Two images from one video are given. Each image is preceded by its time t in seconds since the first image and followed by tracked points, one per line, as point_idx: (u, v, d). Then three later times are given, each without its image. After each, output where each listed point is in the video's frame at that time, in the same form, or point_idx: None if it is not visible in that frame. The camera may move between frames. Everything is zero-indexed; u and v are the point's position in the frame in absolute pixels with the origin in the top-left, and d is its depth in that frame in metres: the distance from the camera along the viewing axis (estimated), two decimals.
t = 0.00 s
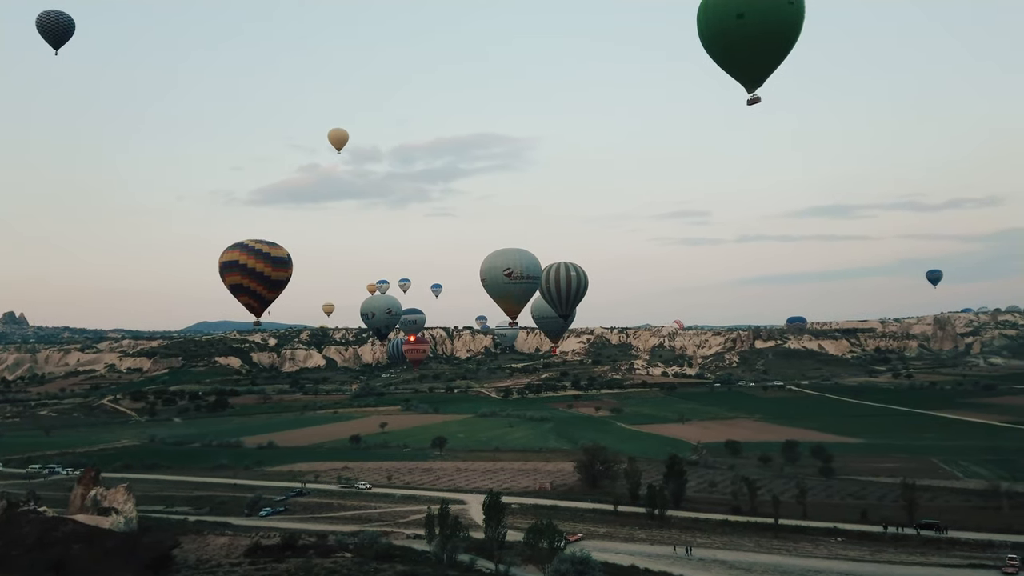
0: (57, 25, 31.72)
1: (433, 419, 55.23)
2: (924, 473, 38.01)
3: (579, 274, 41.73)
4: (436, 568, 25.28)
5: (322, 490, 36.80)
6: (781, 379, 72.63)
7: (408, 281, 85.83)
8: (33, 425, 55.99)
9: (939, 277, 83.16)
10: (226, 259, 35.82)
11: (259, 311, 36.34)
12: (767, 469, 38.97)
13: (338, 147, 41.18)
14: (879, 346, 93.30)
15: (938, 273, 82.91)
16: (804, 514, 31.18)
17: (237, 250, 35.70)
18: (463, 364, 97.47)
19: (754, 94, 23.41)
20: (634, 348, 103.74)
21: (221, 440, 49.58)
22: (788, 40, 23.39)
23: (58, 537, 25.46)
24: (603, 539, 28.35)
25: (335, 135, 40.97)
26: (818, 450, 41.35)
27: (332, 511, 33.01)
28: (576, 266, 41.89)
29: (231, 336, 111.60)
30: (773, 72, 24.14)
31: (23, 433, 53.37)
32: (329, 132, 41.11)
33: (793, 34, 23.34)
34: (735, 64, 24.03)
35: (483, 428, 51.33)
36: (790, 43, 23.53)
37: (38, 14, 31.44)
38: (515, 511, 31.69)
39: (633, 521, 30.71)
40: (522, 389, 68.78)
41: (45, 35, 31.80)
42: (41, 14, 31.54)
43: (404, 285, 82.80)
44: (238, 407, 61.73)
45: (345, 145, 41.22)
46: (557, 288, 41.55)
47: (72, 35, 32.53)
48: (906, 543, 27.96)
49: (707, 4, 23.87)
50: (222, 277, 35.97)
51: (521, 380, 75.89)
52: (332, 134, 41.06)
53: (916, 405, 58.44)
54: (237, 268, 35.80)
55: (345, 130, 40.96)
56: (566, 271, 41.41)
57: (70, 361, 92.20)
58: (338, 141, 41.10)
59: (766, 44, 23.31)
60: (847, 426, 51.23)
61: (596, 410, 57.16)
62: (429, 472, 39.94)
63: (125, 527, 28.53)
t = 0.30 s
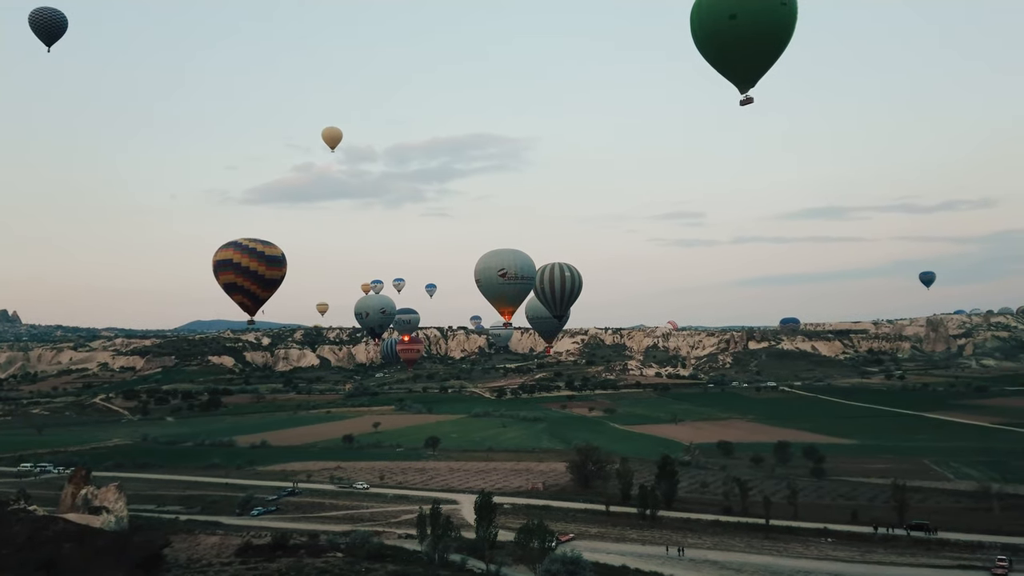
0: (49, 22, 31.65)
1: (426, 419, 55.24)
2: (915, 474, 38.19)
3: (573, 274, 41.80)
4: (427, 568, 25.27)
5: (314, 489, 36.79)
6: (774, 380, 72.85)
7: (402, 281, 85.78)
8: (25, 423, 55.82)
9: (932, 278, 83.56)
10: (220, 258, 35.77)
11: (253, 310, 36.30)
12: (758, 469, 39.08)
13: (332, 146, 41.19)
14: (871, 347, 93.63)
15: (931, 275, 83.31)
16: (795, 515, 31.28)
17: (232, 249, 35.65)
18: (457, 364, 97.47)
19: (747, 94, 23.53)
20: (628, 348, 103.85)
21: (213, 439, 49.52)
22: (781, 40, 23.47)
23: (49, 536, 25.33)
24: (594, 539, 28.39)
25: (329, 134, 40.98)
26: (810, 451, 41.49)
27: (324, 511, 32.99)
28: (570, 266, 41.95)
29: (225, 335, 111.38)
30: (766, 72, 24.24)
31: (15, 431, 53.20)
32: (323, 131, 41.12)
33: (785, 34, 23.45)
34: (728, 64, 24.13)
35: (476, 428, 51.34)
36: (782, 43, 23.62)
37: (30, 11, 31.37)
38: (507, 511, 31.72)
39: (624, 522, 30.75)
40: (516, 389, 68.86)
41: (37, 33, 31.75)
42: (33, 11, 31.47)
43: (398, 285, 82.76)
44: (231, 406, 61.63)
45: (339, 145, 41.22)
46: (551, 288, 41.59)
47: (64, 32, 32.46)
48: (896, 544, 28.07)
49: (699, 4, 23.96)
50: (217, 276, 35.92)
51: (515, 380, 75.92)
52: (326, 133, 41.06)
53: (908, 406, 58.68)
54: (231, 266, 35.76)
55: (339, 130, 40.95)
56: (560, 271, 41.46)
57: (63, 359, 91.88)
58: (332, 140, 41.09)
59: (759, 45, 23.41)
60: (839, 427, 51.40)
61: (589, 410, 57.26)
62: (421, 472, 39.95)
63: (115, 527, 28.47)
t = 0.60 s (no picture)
0: (43, 19, 31.54)
1: (420, 420, 55.22)
2: (908, 477, 38.30)
3: (568, 275, 41.81)
4: (419, 568, 25.26)
5: (306, 489, 36.75)
6: (768, 382, 72.98)
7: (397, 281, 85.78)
8: (17, 422, 55.65)
9: (926, 281, 83.81)
10: (215, 257, 35.71)
11: (248, 309, 36.27)
12: (751, 471, 39.16)
13: (327, 145, 41.13)
14: (865, 349, 93.85)
15: (925, 277, 83.56)
16: (787, 517, 31.36)
17: (227, 248, 35.60)
18: (452, 364, 97.43)
19: (741, 96, 23.58)
20: (623, 349, 103.92)
21: (207, 439, 49.44)
22: (775, 42, 23.54)
23: (39, 535, 25.01)
24: (586, 540, 28.42)
25: (323, 132, 40.92)
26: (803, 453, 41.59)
27: (316, 511, 32.95)
28: (565, 267, 41.97)
29: (219, 334, 111.22)
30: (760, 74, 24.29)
31: (7, 429, 53.05)
32: (318, 129, 41.07)
33: (779, 36, 23.50)
34: (721, 66, 24.17)
35: (470, 429, 51.35)
36: (776, 45, 23.68)
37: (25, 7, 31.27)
38: (499, 512, 31.73)
39: (617, 523, 30.79)
40: (510, 390, 68.88)
41: (31, 29, 31.63)
42: (27, 7, 31.36)
43: (394, 285, 82.69)
44: (225, 405, 61.54)
45: (334, 144, 41.18)
46: (546, 289, 41.60)
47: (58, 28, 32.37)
48: (887, 546, 28.16)
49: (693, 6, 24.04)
50: (212, 275, 35.86)
51: (509, 380, 75.88)
52: (321, 132, 41.01)
53: (901, 409, 58.79)
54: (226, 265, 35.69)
55: (333, 128, 40.91)
56: (555, 271, 41.47)
57: (56, 357, 91.65)
58: (327, 139, 41.04)
59: (753, 47, 23.47)
60: (832, 429, 51.56)
61: (583, 411, 57.32)
62: (415, 473, 39.95)
63: (106, 526, 28.43)
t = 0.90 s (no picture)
0: (39, 13, 31.48)
1: (415, 418, 55.22)
2: (900, 479, 38.41)
3: (564, 275, 41.81)
4: (410, 567, 25.28)
5: (300, 487, 36.74)
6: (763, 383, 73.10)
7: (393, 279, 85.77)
8: (10, 417, 55.53)
9: (921, 284, 83.99)
10: (211, 254, 35.67)
11: (243, 306, 36.23)
12: (744, 473, 39.24)
13: (324, 142, 41.12)
14: (860, 352, 94.07)
15: (921, 281, 83.74)
16: (779, 518, 31.43)
17: (223, 245, 35.54)
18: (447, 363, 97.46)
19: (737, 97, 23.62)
20: (619, 350, 104.00)
21: (201, 436, 49.39)
22: (771, 43, 23.58)
23: (30, 531, 24.97)
24: (578, 540, 28.45)
25: (320, 130, 40.91)
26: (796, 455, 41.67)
27: (309, 509, 32.94)
28: (561, 267, 41.98)
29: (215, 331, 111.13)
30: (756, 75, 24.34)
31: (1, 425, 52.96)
32: (315, 127, 41.06)
33: (775, 37, 23.55)
34: (718, 67, 24.21)
35: (464, 428, 51.37)
36: (772, 46, 23.72)
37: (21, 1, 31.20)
38: (492, 512, 31.75)
39: (609, 523, 30.83)
40: (505, 389, 68.89)
41: (27, 24, 31.59)
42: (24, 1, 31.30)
43: (390, 283, 82.64)
44: (219, 402, 61.47)
45: (331, 141, 41.18)
46: (542, 289, 41.60)
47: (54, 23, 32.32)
48: (878, 548, 28.25)
49: (690, 7, 24.08)
50: (207, 272, 35.81)
51: (504, 380, 75.91)
52: (317, 129, 40.99)
53: (895, 411, 58.93)
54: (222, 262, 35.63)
55: (330, 125, 40.91)
56: (552, 272, 41.47)
57: (51, 353, 91.47)
58: (323, 136, 41.03)
59: (748, 48, 23.51)
60: (825, 431, 51.65)
61: (578, 411, 57.37)
62: (408, 471, 39.97)
63: (97, 523, 28.38)
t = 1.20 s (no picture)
0: (35, 7, 31.38)
1: (409, 416, 55.21)
2: (893, 480, 38.52)
3: (560, 274, 41.89)
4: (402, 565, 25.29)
5: (293, 484, 36.73)
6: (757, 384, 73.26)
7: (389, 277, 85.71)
8: (4, 412, 55.40)
9: (916, 286, 84.20)
10: (207, 250, 35.62)
11: (239, 303, 36.19)
12: (737, 472, 39.33)
13: (319, 139, 41.06)
14: (855, 353, 94.27)
15: (915, 282, 83.94)
16: (771, 518, 31.51)
17: (219, 241, 35.47)
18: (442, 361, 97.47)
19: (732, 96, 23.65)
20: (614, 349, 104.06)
21: (194, 432, 49.32)
22: (766, 43, 23.61)
23: (21, 526, 24.94)
24: (571, 539, 28.49)
25: (316, 126, 40.84)
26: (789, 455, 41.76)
27: (302, 506, 32.93)
28: (557, 266, 42.05)
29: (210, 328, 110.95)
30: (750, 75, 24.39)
31: None
32: (311, 123, 40.99)
33: (770, 37, 23.58)
34: (713, 66, 24.24)
35: (459, 426, 51.39)
36: (767, 46, 23.75)
37: None
38: (485, 510, 31.78)
39: (602, 522, 30.88)
40: (500, 388, 68.87)
41: (23, 18, 31.50)
42: None
43: (385, 281, 82.59)
44: (214, 399, 61.40)
45: (327, 137, 41.12)
46: (538, 288, 41.65)
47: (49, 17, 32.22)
48: (870, 549, 28.34)
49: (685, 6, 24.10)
50: (203, 268, 35.77)
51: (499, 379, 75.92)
52: (313, 125, 40.92)
53: (889, 413, 59.08)
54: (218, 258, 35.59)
55: (326, 122, 40.86)
56: (547, 270, 41.54)
57: (45, 348, 91.24)
58: (319, 132, 40.97)
59: (744, 47, 23.53)
60: (819, 431, 51.76)
61: (572, 410, 57.41)
62: (402, 469, 39.97)
63: (89, 519, 28.36)
